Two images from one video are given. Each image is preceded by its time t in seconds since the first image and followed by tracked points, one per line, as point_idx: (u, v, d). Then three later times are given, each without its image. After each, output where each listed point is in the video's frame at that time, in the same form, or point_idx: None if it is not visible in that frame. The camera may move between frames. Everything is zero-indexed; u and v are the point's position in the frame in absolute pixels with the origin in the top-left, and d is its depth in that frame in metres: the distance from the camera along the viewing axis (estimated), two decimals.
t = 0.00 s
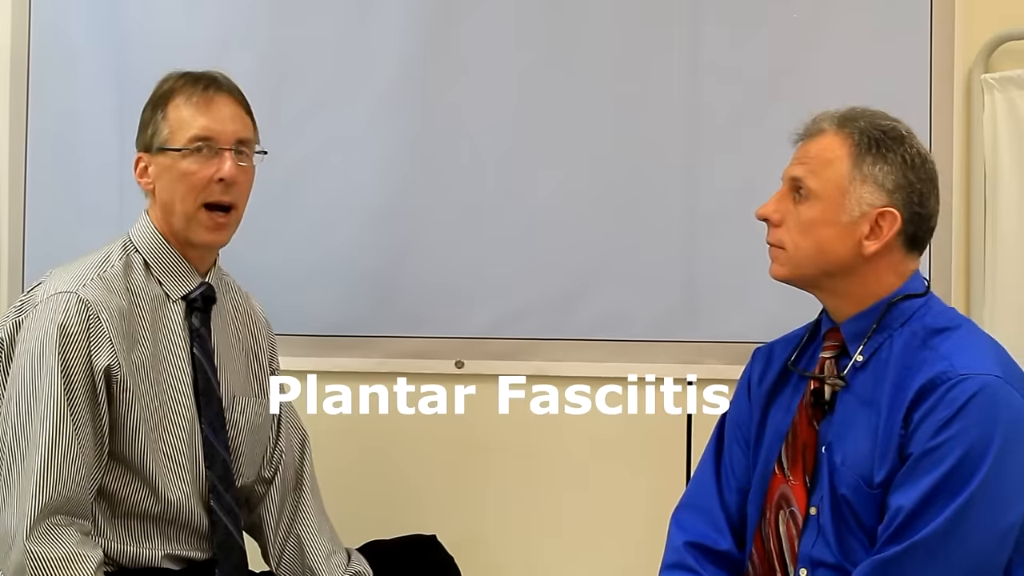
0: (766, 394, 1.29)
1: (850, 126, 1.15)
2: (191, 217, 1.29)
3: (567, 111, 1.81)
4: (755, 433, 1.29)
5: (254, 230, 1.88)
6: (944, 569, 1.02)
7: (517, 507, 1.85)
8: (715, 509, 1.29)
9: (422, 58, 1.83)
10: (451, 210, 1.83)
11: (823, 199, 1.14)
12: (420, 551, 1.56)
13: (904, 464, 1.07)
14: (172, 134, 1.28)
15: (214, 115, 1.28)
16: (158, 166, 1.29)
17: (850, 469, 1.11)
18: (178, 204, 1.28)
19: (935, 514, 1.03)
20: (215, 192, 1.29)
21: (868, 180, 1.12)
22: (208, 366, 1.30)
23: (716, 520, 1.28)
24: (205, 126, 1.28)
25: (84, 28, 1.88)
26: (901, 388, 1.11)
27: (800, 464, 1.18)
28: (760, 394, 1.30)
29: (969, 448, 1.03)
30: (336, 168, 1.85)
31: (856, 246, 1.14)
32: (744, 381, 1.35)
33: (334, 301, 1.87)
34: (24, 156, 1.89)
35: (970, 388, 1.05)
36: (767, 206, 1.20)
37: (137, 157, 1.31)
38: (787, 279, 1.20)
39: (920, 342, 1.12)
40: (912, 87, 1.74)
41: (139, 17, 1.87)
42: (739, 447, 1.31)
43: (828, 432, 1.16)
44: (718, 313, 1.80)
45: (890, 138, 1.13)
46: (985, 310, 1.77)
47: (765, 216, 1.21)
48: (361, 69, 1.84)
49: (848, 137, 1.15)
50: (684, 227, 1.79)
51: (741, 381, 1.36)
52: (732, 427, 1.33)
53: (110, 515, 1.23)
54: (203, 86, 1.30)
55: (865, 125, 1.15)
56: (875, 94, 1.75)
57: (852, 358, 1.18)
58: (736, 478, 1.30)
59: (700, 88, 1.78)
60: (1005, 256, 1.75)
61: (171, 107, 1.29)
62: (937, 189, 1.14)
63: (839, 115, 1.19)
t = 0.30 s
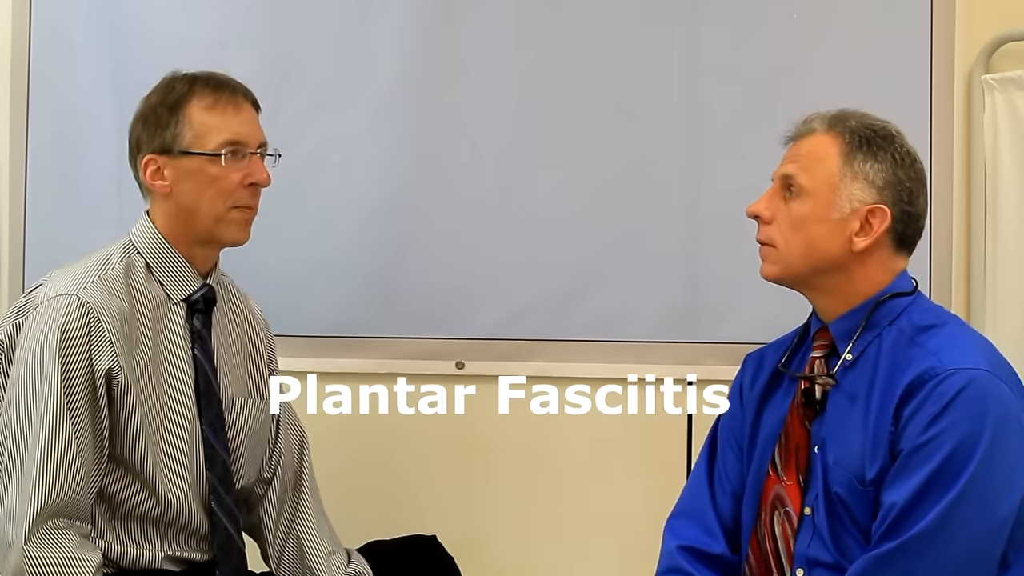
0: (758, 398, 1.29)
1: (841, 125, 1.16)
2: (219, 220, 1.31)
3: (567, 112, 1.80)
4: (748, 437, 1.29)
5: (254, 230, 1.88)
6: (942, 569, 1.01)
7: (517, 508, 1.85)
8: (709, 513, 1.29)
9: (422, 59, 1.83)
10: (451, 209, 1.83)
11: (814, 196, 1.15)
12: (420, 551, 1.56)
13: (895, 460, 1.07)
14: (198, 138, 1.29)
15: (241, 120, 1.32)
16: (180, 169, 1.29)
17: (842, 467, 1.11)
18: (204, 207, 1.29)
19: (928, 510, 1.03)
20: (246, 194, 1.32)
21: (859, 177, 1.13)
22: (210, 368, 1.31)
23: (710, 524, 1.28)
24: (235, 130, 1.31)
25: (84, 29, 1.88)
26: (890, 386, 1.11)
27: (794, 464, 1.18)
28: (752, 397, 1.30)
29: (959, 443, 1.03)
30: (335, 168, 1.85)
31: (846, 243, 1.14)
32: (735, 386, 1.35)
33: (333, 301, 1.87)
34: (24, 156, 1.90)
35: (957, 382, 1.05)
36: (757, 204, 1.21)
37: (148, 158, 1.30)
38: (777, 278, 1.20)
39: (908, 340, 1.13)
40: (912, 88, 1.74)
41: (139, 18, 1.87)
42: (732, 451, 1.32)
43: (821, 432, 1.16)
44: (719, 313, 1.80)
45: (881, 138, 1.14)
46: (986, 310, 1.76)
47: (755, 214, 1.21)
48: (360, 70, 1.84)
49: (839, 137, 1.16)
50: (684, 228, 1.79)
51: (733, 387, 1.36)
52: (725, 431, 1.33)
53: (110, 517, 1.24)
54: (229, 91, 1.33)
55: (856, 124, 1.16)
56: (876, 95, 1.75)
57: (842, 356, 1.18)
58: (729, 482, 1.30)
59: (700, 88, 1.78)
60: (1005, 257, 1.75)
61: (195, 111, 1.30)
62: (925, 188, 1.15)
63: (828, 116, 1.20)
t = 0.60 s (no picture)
0: (754, 399, 1.29)
1: (826, 127, 1.17)
2: (221, 223, 1.31)
3: (567, 113, 1.81)
4: (743, 438, 1.29)
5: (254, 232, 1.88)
6: (942, 566, 1.01)
7: (518, 509, 1.84)
8: (705, 515, 1.29)
9: (422, 60, 1.83)
10: (450, 210, 1.83)
11: (806, 199, 1.15)
12: (420, 552, 1.56)
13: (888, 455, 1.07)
14: (202, 141, 1.29)
15: (246, 125, 1.31)
16: (183, 171, 1.29)
17: (836, 464, 1.11)
18: (207, 210, 1.30)
19: (920, 503, 1.03)
20: (249, 198, 1.32)
21: (850, 175, 1.13)
22: (210, 369, 1.31)
23: (706, 525, 1.28)
24: (240, 135, 1.30)
25: (84, 31, 1.88)
26: (883, 382, 1.11)
27: (789, 464, 1.18)
28: (747, 398, 1.30)
29: (951, 436, 1.03)
30: (336, 170, 1.86)
31: (843, 242, 1.14)
32: (731, 389, 1.35)
33: (333, 303, 1.87)
34: (25, 158, 1.90)
35: (949, 376, 1.05)
36: (751, 213, 1.21)
37: (152, 159, 1.30)
38: (778, 285, 1.20)
39: (902, 336, 1.13)
40: (913, 88, 1.74)
41: (139, 20, 1.88)
42: (727, 453, 1.31)
43: (816, 430, 1.16)
44: (718, 313, 1.79)
45: (867, 136, 1.15)
46: (988, 310, 1.76)
47: (750, 223, 1.21)
48: (361, 71, 1.84)
49: (826, 138, 1.17)
50: (685, 228, 1.79)
51: (728, 390, 1.36)
52: (721, 433, 1.33)
53: (110, 518, 1.23)
54: (236, 95, 1.32)
55: (840, 124, 1.17)
56: (876, 96, 1.75)
57: (838, 355, 1.18)
58: (725, 483, 1.30)
59: (700, 89, 1.78)
60: (1006, 257, 1.75)
61: (201, 114, 1.30)
62: (915, 182, 1.16)
63: (813, 119, 1.20)
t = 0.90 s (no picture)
0: (753, 400, 1.29)
1: (795, 137, 1.17)
2: (220, 226, 1.31)
3: (567, 113, 1.81)
4: (743, 438, 1.29)
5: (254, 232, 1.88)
6: (942, 566, 1.01)
7: (518, 510, 1.84)
8: (704, 516, 1.29)
9: (422, 61, 1.83)
10: (451, 211, 1.83)
11: (796, 212, 1.15)
12: (421, 552, 1.56)
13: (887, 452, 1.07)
14: (201, 142, 1.29)
15: (247, 127, 1.31)
16: (182, 173, 1.29)
17: (835, 462, 1.11)
18: (206, 213, 1.30)
19: (918, 499, 1.03)
20: (248, 201, 1.32)
21: (834, 179, 1.13)
22: (211, 370, 1.31)
23: (706, 526, 1.28)
24: (239, 137, 1.30)
25: (84, 31, 1.88)
26: (882, 379, 1.11)
27: (788, 464, 1.18)
28: (746, 399, 1.30)
29: (949, 432, 1.03)
30: (336, 170, 1.86)
31: (842, 246, 1.14)
32: (730, 390, 1.35)
33: (334, 303, 1.87)
34: (25, 158, 1.90)
35: (947, 372, 1.06)
36: (745, 239, 1.20)
37: (152, 159, 1.30)
38: (785, 300, 1.19)
39: (900, 335, 1.13)
40: (913, 89, 1.74)
41: (138, 21, 1.88)
42: (727, 454, 1.31)
43: (814, 430, 1.16)
44: (718, 314, 1.79)
45: (838, 136, 1.15)
46: (988, 311, 1.76)
47: (746, 248, 1.20)
48: (361, 72, 1.84)
49: (799, 148, 1.17)
50: (685, 229, 1.79)
51: (728, 391, 1.36)
52: (721, 434, 1.33)
53: (111, 519, 1.24)
54: (237, 98, 1.32)
55: (809, 131, 1.17)
56: (877, 97, 1.75)
57: (836, 356, 1.18)
58: (724, 483, 1.30)
59: (701, 89, 1.78)
60: (1006, 257, 1.75)
61: (201, 116, 1.30)
62: (896, 171, 1.16)
63: (781, 131, 1.21)
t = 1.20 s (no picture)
0: (751, 401, 1.29)
1: (788, 139, 1.17)
2: (218, 226, 1.30)
3: (568, 114, 1.81)
4: (741, 439, 1.29)
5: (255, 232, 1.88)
6: (941, 565, 1.01)
7: (519, 510, 1.84)
8: (704, 517, 1.29)
9: (422, 61, 1.83)
10: (451, 211, 1.83)
11: (791, 215, 1.15)
12: (421, 552, 1.56)
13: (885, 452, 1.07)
14: (199, 142, 1.29)
15: (245, 127, 1.31)
16: (180, 173, 1.29)
17: (833, 462, 1.11)
18: (204, 213, 1.30)
19: (917, 499, 1.03)
20: (246, 199, 1.32)
21: (828, 180, 1.13)
22: (212, 371, 1.31)
23: (705, 528, 1.28)
24: (237, 137, 1.30)
25: (85, 32, 1.89)
26: (880, 379, 1.11)
27: (786, 465, 1.18)
28: (745, 401, 1.30)
29: (947, 431, 1.03)
30: (336, 170, 1.86)
31: (838, 247, 1.14)
32: (728, 392, 1.35)
33: (334, 304, 1.87)
34: (25, 158, 1.90)
35: (944, 371, 1.06)
36: (740, 242, 1.19)
37: (151, 159, 1.31)
38: (781, 301, 1.19)
39: (897, 335, 1.13)
40: (914, 89, 1.74)
41: (139, 21, 1.88)
42: (726, 455, 1.32)
43: (812, 431, 1.16)
44: (718, 314, 1.79)
45: (831, 137, 1.15)
46: (989, 311, 1.76)
47: (741, 251, 1.20)
48: (361, 72, 1.84)
49: (792, 151, 1.17)
50: (685, 230, 1.79)
51: (726, 392, 1.36)
52: (720, 436, 1.33)
53: (111, 519, 1.24)
54: (234, 97, 1.32)
55: (802, 133, 1.17)
56: (877, 97, 1.75)
57: (834, 356, 1.18)
58: (723, 485, 1.30)
59: (701, 90, 1.78)
60: (1007, 257, 1.75)
61: (199, 115, 1.30)
62: (889, 170, 1.16)
63: (773, 134, 1.20)
